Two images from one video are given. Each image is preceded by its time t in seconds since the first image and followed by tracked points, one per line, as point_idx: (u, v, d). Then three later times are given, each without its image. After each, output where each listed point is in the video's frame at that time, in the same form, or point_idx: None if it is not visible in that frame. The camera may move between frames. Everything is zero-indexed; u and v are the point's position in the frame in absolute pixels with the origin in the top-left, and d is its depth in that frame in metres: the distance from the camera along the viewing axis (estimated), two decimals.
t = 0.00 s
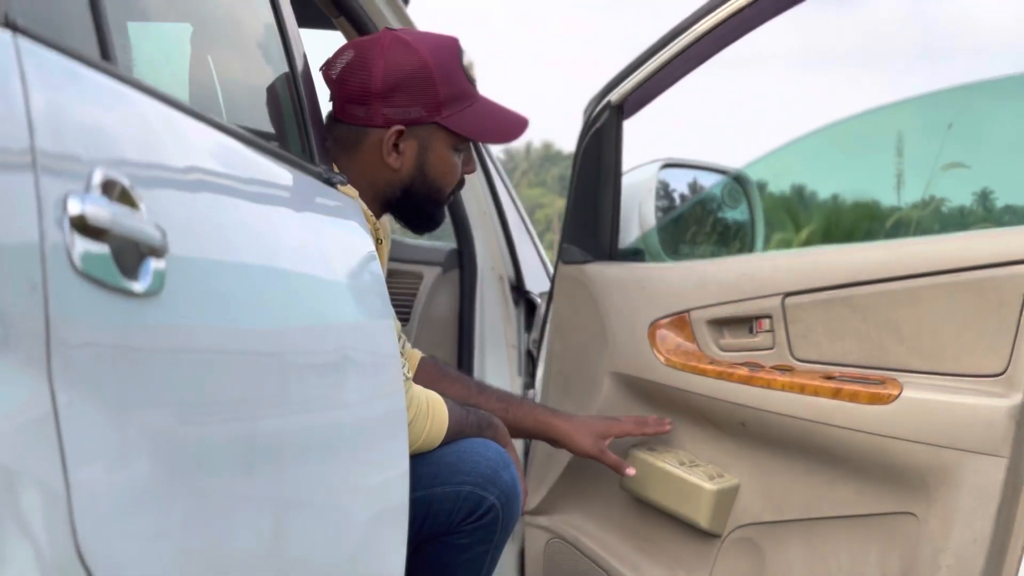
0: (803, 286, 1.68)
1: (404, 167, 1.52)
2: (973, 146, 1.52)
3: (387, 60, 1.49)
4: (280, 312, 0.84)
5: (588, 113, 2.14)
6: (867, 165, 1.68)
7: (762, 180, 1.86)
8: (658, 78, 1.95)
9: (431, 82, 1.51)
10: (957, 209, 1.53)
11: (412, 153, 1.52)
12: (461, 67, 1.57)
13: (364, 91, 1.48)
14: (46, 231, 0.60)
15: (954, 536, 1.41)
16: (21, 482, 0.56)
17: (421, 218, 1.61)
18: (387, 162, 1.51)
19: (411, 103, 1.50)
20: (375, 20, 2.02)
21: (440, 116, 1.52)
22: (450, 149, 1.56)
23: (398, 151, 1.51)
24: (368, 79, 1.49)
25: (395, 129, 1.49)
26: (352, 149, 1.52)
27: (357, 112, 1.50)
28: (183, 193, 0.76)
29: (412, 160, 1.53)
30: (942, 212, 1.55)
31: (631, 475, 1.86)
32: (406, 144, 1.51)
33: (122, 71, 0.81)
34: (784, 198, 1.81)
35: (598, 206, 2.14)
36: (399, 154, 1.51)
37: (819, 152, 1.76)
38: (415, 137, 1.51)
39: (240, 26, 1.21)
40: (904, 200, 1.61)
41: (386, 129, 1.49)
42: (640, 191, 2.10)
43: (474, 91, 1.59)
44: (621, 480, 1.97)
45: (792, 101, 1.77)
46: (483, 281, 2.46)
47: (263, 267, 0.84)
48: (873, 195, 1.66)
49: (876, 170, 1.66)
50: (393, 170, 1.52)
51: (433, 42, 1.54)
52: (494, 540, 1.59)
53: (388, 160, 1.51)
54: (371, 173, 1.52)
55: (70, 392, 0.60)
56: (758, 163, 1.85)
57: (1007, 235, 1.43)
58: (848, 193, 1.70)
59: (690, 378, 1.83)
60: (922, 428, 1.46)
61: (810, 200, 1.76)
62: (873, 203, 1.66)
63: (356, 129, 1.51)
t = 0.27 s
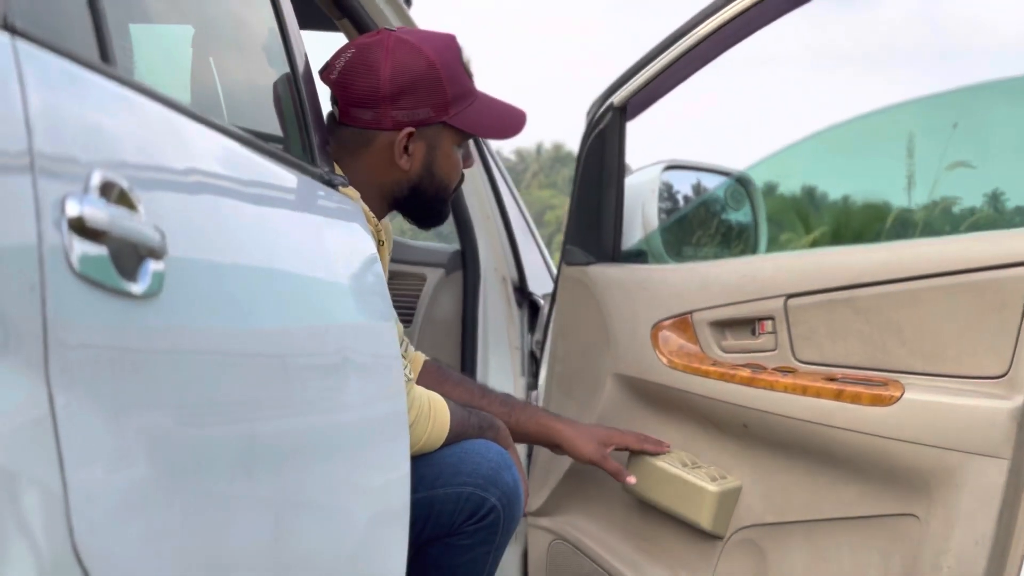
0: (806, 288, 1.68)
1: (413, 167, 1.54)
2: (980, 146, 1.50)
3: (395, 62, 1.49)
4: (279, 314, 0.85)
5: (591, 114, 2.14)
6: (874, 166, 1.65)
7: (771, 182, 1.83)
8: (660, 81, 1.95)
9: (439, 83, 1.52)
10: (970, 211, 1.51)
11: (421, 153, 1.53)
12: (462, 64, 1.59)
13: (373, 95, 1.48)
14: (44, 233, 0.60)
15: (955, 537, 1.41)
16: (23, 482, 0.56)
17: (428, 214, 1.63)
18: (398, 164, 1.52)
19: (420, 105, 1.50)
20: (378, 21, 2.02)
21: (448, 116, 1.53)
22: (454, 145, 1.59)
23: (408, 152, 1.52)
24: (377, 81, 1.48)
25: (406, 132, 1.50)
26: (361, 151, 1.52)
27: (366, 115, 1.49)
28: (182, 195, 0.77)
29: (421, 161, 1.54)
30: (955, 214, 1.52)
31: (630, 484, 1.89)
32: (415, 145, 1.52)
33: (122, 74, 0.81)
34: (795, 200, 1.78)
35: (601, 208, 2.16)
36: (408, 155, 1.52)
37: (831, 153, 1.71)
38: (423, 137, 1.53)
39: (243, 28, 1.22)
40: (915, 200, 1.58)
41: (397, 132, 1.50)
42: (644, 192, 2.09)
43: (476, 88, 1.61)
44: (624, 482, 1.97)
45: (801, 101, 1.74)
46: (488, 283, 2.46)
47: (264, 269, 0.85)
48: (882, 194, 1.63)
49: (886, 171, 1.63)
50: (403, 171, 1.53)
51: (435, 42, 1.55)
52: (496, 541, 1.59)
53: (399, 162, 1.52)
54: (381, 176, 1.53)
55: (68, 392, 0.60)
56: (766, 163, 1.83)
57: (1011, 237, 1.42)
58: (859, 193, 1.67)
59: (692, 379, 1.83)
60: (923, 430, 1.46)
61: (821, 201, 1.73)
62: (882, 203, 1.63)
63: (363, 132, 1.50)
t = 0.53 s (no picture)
0: (806, 290, 1.68)
1: (406, 167, 1.53)
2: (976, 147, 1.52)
3: (377, 65, 1.49)
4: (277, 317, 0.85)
5: (592, 116, 2.14)
6: (883, 170, 1.66)
7: (779, 184, 1.83)
8: (658, 85, 1.95)
9: (424, 81, 1.51)
10: (977, 213, 1.50)
11: (412, 153, 1.53)
12: (448, 59, 1.58)
13: (359, 98, 1.48)
14: (39, 236, 0.61)
15: (955, 540, 1.40)
16: (18, 483, 0.57)
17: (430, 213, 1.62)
18: (390, 164, 1.52)
19: (407, 105, 1.50)
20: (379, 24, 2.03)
21: (437, 113, 1.52)
22: (447, 142, 1.57)
23: (399, 152, 1.52)
24: (362, 85, 1.48)
25: (395, 132, 1.50)
26: (355, 154, 1.53)
27: (354, 120, 1.50)
28: (178, 198, 0.77)
29: (414, 159, 1.54)
30: (961, 215, 1.52)
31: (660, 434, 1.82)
32: (406, 144, 1.52)
33: (119, 77, 0.82)
34: (802, 201, 1.78)
35: (602, 210, 2.14)
36: (400, 155, 1.52)
37: (830, 152, 1.73)
38: (414, 136, 1.52)
39: (243, 31, 1.22)
40: (923, 204, 1.58)
41: (387, 134, 1.50)
42: (644, 195, 2.10)
43: (464, 81, 1.60)
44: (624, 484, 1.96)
45: (808, 103, 1.73)
46: (488, 284, 2.44)
47: (261, 271, 0.85)
48: (892, 197, 1.63)
49: (892, 171, 1.64)
50: (396, 171, 1.53)
51: (417, 39, 1.54)
52: (495, 544, 1.59)
53: (390, 162, 1.52)
54: (375, 177, 1.53)
55: (63, 394, 0.61)
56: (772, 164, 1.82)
57: (1014, 239, 1.42)
58: (869, 197, 1.67)
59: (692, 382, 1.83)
60: (922, 433, 1.46)
61: (828, 203, 1.73)
62: (892, 206, 1.63)
63: (355, 137, 1.51)
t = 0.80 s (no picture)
0: (802, 293, 1.68)
1: (400, 163, 1.53)
2: (988, 151, 1.48)
3: (362, 63, 1.50)
4: (271, 320, 0.85)
5: (589, 119, 2.14)
6: (878, 173, 1.64)
7: (785, 187, 1.80)
8: (655, 89, 1.95)
9: (410, 76, 1.51)
10: (982, 217, 1.48)
11: (405, 148, 1.53)
12: (435, 52, 1.58)
13: (347, 97, 1.49)
14: (30, 239, 0.61)
15: (950, 543, 1.41)
16: (11, 485, 0.57)
17: (429, 208, 1.62)
18: (383, 161, 1.52)
19: (395, 100, 1.50)
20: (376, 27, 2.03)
21: (426, 106, 1.52)
22: (439, 135, 1.57)
23: (392, 148, 1.53)
24: (349, 85, 1.49)
25: (386, 129, 1.50)
26: (349, 153, 1.53)
27: (345, 119, 1.51)
28: (171, 201, 0.77)
29: (407, 154, 1.54)
30: (968, 219, 1.50)
31: (712, 414, 1.74)
32: (398, 140, 1.52)
33: (112, 81, 0.82)
34: (808, 203, 1.75)
35: (599, 212, 2.15)
36: (393, 151, 1.52)
37: (837, 153, 1.70)
38: (405, 131, 1.52)
39: (240, 34, 1.23)
40: (930, 208, 1.55)
41: (377, 130, 1.50)
42: (641, 198, 2.11)
43: (454, 72, 1.59)
44: (620, 487, 1.97)
45: (812, 104, 1.71)
46: (486, 285, 2.42)
47: (253, 273, 0.85)
48: (897, 201, 1.60)
49: (896, 173, 1.62)
50: (389, 168, 1.53)
51: (401, 36, 1.55)
52: (490, 547, 1.59)
53: (383, 159, 1.52)
54: (369, 175, 1.54)
55: (55, 397, 0.61)
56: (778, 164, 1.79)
57: (1012, 244, 1.41)
58: (875, 200, 1.64)
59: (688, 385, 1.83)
60: (918, 437, 1.46)
61: (835, 206, 1.70)
62: (898, 210, 1.60)
63: (347, 137, 1.52)
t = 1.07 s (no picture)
0: (798, 298, 1.68)
1: (388, 166, 1.53)
2: (1008, 154, 1.45)
3: (352, 65, 1.51)
4: (261, 324, 0.85)
5: (586, 122, 2.13)
6: (884, 174, 1.62)
7: (790, 190, 1.78)
8: (652, 92, 1.95)
9: (400, 79, 1.51)
10: (987, 221, 1.47)
11: (394, 151, 1.53)
12: (427, 56, 1.58)
13: (336, 98, 1.50)
14: (19, 244, 0.61)
15: (944, 547, 1.41)
16: None
17: (422, 212, 1.61)
18: (372, 163, 1.52)
19: (384, 102, 1.50)
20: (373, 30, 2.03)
21: (415, 109, 1.52)
22: (430, 139, 1.57)
23: (381, 151, 1.52)
24: (338, 86, 1.50)
25: (374, 130, 1.50)
26: (339, 155, 1.53)
27: (334, 120, 1.52)
28: (162, 205, 0.78)
29: (396, 158, 1.53)
30: (974, 223, 1.49)
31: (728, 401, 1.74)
32: (387, 142, 1.52)
33: (103, 85, 0.82)
34: (814, 206, 1.73)
35: (594, 216, 2.15)
36: (381, 153, 1.52)
37: (843, 155, 1.67)
38: (394, 134, 1.52)
39: (235, 38, 1.23)
40: (937, 211, 1.54)
41: (366, 132, 1.50)
42: (637, 204, 2.12)
43: (445, 76, 1.59)
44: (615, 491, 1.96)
45: (815, 107, 1.70)
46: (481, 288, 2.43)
47: (244, 277, 0.85)
48: (901, 204, 1.59)
49: (899, 176, 1.60)
50: (378, 170, 1.53)
51: (393, 39, 1.55)
52: (484, 550, 1.59)
53: (372, 161, 1.52)
54: (358, 177, 1.53)
55: (44, 401, 0.61)
56: (783, 167, 1.77)
57: (1013, 249, 1.41)
58: (879, 204, 1.62)
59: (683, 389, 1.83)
60: (912, 441, 1.46)
61: (840, 209, 1.68)
62: (903, 214, 1.59)
63: (336, 138, 1.53)
